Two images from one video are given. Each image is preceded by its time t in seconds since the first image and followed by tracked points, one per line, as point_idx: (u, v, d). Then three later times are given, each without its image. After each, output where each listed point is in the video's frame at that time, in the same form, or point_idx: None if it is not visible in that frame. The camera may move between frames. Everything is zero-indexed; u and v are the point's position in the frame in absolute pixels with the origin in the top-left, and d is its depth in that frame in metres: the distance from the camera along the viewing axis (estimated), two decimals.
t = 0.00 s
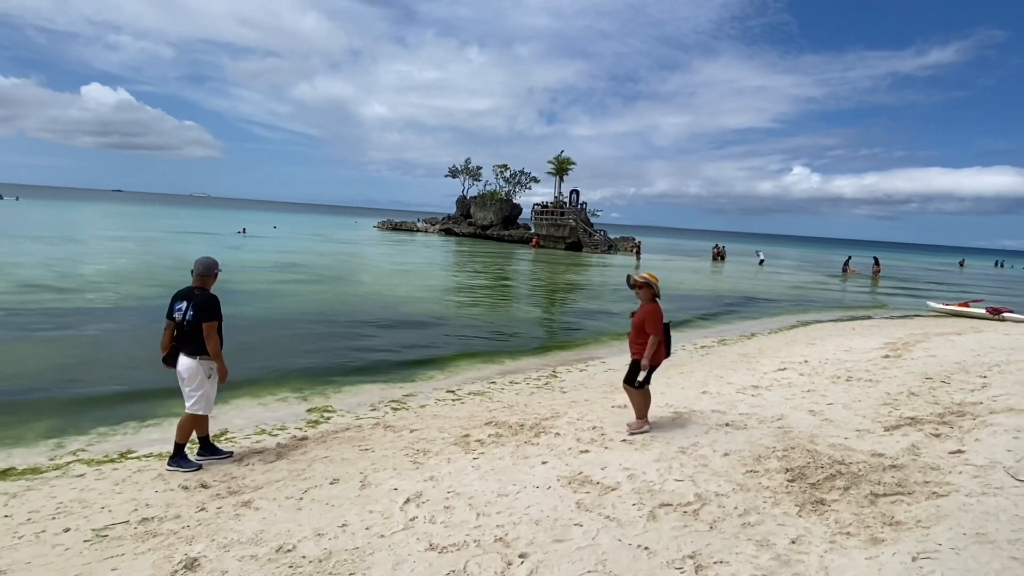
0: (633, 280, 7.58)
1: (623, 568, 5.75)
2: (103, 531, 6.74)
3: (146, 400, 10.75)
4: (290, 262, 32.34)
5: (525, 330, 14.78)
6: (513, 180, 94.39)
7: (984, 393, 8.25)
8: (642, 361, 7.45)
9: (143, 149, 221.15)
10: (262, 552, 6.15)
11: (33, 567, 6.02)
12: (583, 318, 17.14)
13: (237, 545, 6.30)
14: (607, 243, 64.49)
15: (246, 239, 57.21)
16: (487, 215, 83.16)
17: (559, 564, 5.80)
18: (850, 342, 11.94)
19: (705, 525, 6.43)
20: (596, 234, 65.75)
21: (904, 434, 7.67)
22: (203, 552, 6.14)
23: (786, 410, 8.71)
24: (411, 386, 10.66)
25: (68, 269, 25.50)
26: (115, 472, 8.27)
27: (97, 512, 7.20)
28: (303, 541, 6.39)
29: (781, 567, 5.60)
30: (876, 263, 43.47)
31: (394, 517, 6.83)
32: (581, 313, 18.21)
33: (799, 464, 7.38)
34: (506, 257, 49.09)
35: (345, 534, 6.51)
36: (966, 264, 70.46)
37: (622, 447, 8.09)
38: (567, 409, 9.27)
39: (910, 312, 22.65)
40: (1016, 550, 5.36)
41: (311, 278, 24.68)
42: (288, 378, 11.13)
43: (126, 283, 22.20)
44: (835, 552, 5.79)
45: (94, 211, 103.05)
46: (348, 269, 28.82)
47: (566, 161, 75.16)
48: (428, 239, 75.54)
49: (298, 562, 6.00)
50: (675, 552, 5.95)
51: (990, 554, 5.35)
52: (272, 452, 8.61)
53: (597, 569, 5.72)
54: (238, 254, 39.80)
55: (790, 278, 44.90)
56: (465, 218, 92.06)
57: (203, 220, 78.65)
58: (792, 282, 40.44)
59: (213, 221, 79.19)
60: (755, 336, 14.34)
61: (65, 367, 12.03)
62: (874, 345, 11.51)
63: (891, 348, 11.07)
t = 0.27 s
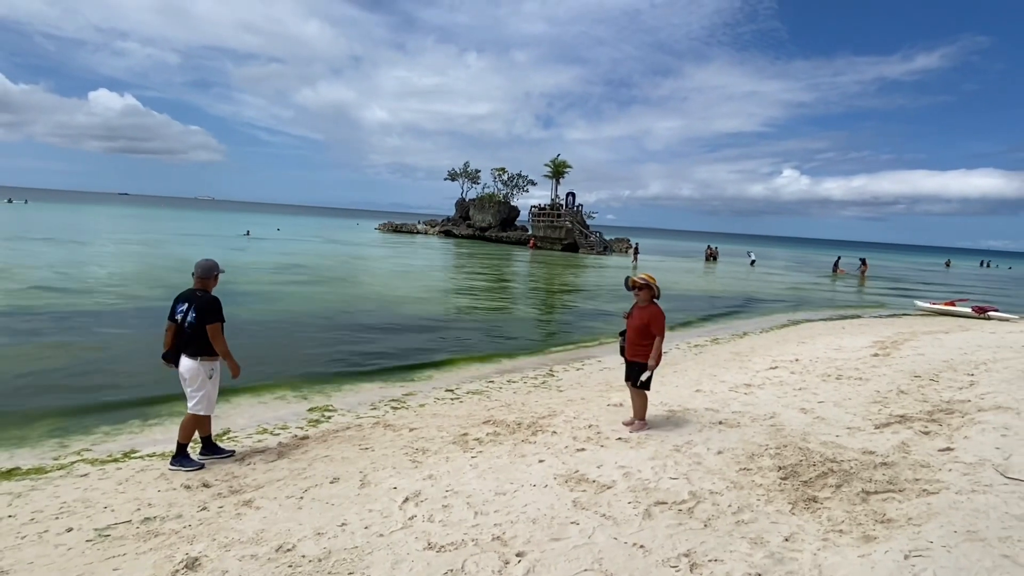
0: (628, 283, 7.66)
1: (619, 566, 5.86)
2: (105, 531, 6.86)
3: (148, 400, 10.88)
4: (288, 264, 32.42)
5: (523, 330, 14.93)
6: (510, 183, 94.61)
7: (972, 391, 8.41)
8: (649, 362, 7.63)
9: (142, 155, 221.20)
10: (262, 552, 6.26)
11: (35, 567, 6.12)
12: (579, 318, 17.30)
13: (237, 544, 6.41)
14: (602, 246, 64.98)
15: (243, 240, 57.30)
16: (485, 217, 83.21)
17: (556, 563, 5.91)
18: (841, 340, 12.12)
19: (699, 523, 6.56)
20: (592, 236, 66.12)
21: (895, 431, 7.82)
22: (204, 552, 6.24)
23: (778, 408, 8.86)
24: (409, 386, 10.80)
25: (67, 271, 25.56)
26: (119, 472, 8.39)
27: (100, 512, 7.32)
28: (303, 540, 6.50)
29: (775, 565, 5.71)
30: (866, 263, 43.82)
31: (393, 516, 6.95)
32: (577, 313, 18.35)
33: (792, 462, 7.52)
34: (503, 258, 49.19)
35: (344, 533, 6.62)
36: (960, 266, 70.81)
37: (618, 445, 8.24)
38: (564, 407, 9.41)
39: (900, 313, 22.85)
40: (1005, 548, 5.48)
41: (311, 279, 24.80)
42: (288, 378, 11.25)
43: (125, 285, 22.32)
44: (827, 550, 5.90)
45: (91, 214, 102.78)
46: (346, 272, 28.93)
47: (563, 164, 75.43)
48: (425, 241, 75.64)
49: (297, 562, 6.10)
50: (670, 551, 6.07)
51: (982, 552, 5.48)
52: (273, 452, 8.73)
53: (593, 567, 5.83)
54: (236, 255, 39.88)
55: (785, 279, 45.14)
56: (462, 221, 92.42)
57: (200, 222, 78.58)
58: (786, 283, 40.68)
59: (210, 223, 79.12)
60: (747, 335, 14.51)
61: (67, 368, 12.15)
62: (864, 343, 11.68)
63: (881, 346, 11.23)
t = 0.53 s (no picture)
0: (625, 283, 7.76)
1: (614, 561, 6.01)
2: (108, 527, 7.00)
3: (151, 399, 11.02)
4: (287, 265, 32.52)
5: (522, 329, 15.10)
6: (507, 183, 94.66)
7: (960, 387, 8.59)
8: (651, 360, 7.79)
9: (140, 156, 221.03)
10: (263, 548, 6.40)
11: (39, 564, 6.26)
12: (575, 317, 17.49)
13: (239, 540, 6.56)
14: (598, 245, 65.35)
15: (242, 240, 57.40)
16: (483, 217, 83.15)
17: (552, 558, 6.06)
18: (832, 338, 12.31)
19: (693, 518, 6.72)
20: (588, 236, 66.40)
21: (885, 427, 7.99)
22: (206, 548, 6.38)
23: (771, 405, 9.03)
24: (409, 383, 10.96)
25: (66, 272, 25.65)
26: (123, 469, 8.52)
27: (104, 508, 7.46)
28: (304, 536, 6.64)
29: (768, 560, 5.85)
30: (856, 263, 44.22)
31: (393, 512, 7.10)
32: (574, 311, 18.52)
33: (784, 458, 7.68)
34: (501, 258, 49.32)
35: (345, 529, 6.76)
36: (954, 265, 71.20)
37: (614, 441, 8.40)
38: (561, 404, 9.57)
39: (891, 312, 23.08)
40: (994, 542, 5.64)
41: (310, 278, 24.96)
42: (290, 376, 11.40)
43: (125, 284, 22.45)
44: (819, 545, 6.04)
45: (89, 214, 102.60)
46: (345, 272, 29.04)
47: (561, 165, 75.53)
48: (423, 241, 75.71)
49: (298, 557, 6.23)
50: (664, 546, 6.21)
51: (971, 546, 5.62)
52: (276, 449, 8.88)
53: (588, 561, 5.98)
54: (234, 255, 39.99)
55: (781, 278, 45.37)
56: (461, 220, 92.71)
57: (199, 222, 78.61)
58: (781, 280, 40.93)
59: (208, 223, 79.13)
60: (742, 333, 14.70)
61: (70, 367, 12.28)
62: (855, 341, 11.87)
63: (870, 344, 11.43)
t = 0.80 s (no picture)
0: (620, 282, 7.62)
1: (609, 559, 6.03)
2: (104, 527, 7.02)
3: (149, 398, 11.03)
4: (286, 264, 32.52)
5: (522, 328, 15.08)
6: (506, 183, 93.89)
7: (957, 385, 8.61)
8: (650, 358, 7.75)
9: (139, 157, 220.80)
10: (259, 547, 6.41)
11: (35, 563, 6.28)
12: (573, 315, 17.51)
13: (234, 539, 6.58)
14: (598, 244, 65.54)
15: (241, 239, 57.35)
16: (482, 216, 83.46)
17: (546, 557, 6.09)
18: (829, 336, 12.34)
19: (688, 517, 6.74)
20: (587, 236, 66.41)
21: (881, 425, 8.01)
22: (201, 547, 6.40)
23: (768, 403, 9.04)
24: (407, 382, 10.97)
25: (65, 271, 25.59)
26: (120, 468, 8.53)
27: (100, 508, 7.48)
28: (299, 535, 6.65)
29: (763, 558, 5.87)
30: (852, 263, 44.15)
31: (389, 511, 7.12)
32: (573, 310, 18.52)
33: (780, 456, 7.70)
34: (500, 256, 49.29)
35: (340, 528, 6.78)
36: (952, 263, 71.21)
37: (611, 440, 8.41)
38: (559, 403, 9.58)
39: (889, 310, 23.09)
40: (989, 541, 5.66)
41: (309, 277, 24.97)
42: (288, 375, 11.40)
43: (123, 284, 22.45)
44: (814, 543, 6.07)
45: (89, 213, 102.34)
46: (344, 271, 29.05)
47: (560, 164, 75.79)
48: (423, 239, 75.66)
49: (294, 556, 6.24)
50: (659, 545, 6.23)
51: (965, 545, 5.64)
52: (273, 447, 8.89)
53: (583, 560, 6.00)
54: (234, 254, 39.93)
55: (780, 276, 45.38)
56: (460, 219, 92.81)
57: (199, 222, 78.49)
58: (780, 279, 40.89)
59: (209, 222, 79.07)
60: (740, 331, 14.71)
61: (68, 366, 12.28)
62: (852, 340, 11.89)
63: (868, 342, 11.45)
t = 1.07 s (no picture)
0: (615, 282, 7.43)
1: (599, 559, 5.98)
2: (93, 526, 6.95)
3: (143, 396, 10.96)
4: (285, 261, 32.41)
5: (520, 326, 15.00)
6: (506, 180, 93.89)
7: (955, 383, 8.56)
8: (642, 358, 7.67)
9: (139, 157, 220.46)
10: (248, 547, 6.36)
11: (22, 564, 6.22)
12: (571, 313, 17.46)
13: (223, 540, 6.52)
14: (598, 241, 65.74)
15: (241, 237, 57.23)
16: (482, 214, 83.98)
17: (536, 557, 6.04)
18: (829, 334, 12.28)
19: (682, 516, 6.70)
20: (587, 233, 66.23)
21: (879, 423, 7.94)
22: (190, 547, 6.35)
23: (765, 401, 8.97)
24: (402, 381, 10.90)
25: (62, 269, 25.51)
26: (111, 468, 8.46)
27: (90, 507, 7.41)
28: (289, 535, 6.60)
29: (755, 558, 5.83)
30: (853, 260, 44.01)
31: (380, 511, 7.07)
32: (572, 308, 18.44)
33: (776, 455, 7.64)
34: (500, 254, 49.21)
35: (331, 528, 6.73)
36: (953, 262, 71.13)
37: (606, 439, 8.33)
38: (555, 400, 9.51)
39: (890, 308, 23.03)
40: (983, 541, 5.62)
41: (308, 275, 24.90)
42: (283, 374, 11.33)
43: (120, 281, 22.38)
44: (807, 543, 6.03)
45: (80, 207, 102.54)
46: (343, 270, 28.95)
47: (560, 161, 75.92)
48: (423, 237, 75.54)
49: (283, 557, 6.19)
50: (652, 545, 6.18)
51: (959, 545, 5.60)
52: (266, 446, 8.83)
53: (575, 560, 5.95)
54: (234, 252, 39.82)
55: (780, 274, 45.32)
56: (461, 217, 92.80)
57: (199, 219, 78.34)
58: (781, 277, 40.85)
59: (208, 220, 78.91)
60: (739, 329, 14.65)
61: (62, 364, 12.20)
62: (851, 338, 11.83)
63: (868, 340, 11.39)
